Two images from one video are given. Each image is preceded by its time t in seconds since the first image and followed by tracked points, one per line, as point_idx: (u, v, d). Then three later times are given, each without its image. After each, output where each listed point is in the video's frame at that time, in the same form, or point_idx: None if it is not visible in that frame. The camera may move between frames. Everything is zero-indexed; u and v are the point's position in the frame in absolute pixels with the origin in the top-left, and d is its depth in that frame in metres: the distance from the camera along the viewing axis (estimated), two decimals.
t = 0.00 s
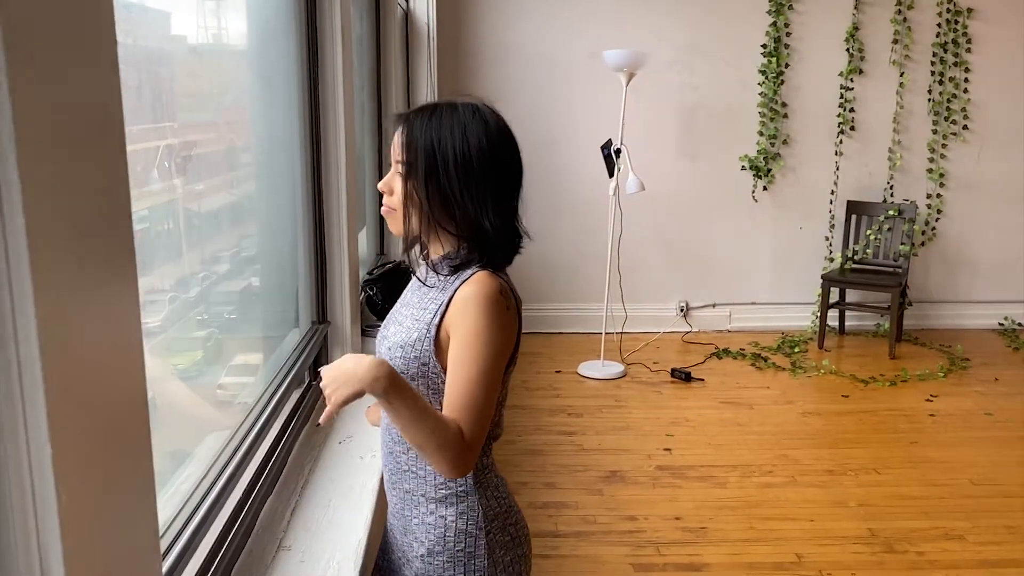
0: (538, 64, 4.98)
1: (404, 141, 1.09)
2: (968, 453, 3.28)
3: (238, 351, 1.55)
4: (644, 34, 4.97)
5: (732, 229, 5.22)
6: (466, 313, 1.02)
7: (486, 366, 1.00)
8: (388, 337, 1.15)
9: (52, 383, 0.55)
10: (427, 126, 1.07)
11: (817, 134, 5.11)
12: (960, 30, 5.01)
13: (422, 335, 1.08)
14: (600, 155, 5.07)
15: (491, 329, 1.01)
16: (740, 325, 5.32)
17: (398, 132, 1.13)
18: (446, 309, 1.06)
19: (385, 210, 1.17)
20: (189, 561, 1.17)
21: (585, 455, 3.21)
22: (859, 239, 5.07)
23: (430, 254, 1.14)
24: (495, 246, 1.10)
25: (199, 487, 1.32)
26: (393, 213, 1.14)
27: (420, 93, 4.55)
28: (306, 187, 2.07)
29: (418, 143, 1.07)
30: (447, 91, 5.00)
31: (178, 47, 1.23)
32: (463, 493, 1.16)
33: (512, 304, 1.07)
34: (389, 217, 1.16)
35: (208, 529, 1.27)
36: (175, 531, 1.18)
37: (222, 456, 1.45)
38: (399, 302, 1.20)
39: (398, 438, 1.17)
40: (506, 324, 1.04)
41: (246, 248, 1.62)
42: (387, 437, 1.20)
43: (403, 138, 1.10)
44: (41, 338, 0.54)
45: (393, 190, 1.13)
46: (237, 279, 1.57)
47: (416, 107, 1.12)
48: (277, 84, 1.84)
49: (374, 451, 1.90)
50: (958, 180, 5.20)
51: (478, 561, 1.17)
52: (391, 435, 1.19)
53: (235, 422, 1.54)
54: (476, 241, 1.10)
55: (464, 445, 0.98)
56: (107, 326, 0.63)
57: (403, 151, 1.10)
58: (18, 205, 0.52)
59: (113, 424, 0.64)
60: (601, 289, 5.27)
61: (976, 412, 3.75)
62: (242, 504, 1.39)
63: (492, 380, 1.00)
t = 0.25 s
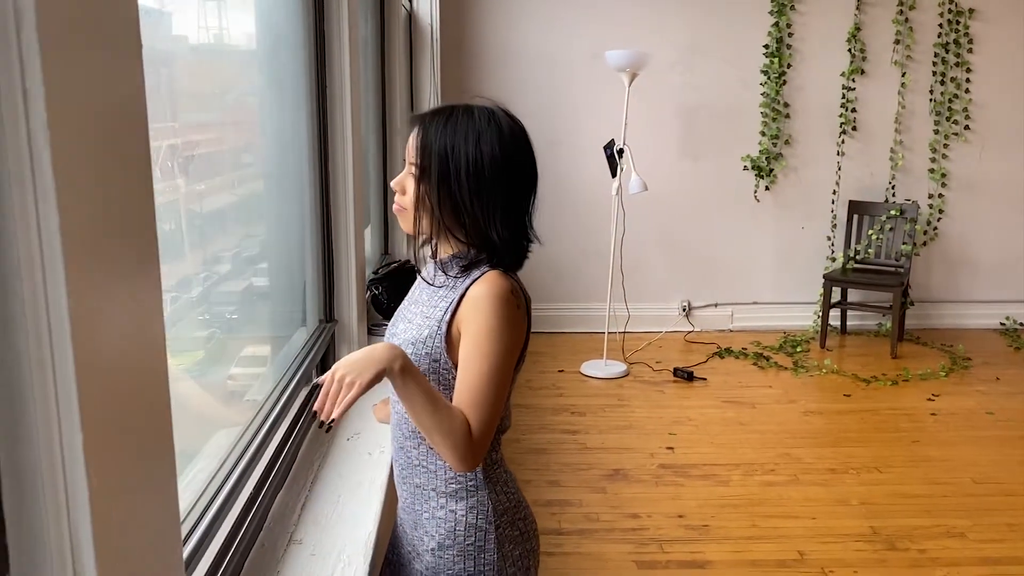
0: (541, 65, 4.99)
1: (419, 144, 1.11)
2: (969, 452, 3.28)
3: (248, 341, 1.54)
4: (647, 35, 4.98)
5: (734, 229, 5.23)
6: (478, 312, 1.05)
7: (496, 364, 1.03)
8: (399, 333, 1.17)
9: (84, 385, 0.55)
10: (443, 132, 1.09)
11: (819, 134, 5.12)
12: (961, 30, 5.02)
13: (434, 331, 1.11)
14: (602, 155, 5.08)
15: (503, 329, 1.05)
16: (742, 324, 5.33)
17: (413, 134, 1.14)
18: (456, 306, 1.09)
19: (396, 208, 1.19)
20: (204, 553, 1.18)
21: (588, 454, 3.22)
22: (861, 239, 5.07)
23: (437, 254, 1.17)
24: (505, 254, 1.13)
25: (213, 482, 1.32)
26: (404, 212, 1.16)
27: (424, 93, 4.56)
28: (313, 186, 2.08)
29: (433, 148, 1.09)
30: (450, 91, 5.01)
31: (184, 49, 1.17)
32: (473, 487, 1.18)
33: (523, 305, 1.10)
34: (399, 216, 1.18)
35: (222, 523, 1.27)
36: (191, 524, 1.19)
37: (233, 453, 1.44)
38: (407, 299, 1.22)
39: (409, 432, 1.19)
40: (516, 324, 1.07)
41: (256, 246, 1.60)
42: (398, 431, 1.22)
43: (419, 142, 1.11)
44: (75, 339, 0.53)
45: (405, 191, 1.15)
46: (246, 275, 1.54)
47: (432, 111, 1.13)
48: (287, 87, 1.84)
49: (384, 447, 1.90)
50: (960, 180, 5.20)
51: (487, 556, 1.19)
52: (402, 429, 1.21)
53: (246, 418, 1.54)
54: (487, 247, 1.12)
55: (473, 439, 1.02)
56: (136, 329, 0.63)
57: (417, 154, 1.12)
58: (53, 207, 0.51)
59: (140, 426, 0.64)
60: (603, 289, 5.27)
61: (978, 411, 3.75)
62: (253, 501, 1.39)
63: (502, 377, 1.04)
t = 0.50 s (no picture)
0: (545, 66, 5.00)
1: (439, 144, 1.12)
2: (972, 450, 3.29)
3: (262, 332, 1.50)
4: (650, 36, 4.99)
5: (738, 228, 5.23)
6: (495, 310, 1.08)
7: (513, 361, 1.06)
8: (413, 329, 1.20)
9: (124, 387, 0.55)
10: (462, 132, 1.10)
11: (823, 134, 5.13)
12: (965, 31, 5.02)
13: (450, 327, 1.14)
14: (606, 156, 5.09)
15: (519, 327, 1.07)
16: (746, 324, 5.33)
17: (431, 134, 1.15)
18: (474, 303, 1.12)
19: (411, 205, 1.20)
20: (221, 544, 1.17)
21: (593, 452, 3.23)
22: (864, 239, 5.08)
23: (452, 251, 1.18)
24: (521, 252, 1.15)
25: (230, 476, 1.31)
26: (420, 210, 1.17)
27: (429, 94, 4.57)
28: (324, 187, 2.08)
29: (453, 148, 1.10)
30: (455, 92, 5.03)
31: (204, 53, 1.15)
32: (489, 479, 1.20)
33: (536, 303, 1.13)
34: (414, 213, 1.19)
35: (239, 516, 1.27)
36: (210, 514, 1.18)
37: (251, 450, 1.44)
38: (418, 295, 1.24)
39: (424, 427, 1.21)
40: (531, 322, 1.10)
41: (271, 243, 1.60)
42: (411, 426, 1.24)
43: (438, 141, 1.12)
44: (115, 342, 0.53)
45: (422, 189, 1.16)
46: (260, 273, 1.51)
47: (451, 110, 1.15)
48: (299, 91, 1.85)
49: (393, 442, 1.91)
50: (963, 180, 5.20)
51: (504, 546, 1.22)
52: (416, 424, 1.22)
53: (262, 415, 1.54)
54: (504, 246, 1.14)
55: (489, 434, 1.04)
56: (172, 325, 0.63)
57: (436, 153, 1.13)
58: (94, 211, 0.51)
59: (175, 423, 0.64)
60: (607, 288, 5.28)
61: (981, 410, 3.76)
62: (269, 496, 1.38)
63: (518, 374, 1.06)
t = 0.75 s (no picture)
0: (550, 66, 5.01)
1: (452, 144, 1.14)
2: (975, 450, 3.29)
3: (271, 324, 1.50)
4: (654, 37, 5.00)
5: (742, 228, 5.24)
6: (509, 305, 1.10)
7: (528, 354, 1.08)
8: (424, 327, 1.21)
9: (153, 383, 0.56)
10: (476, 133, 1.12)
11: (826, 134, 5.13)
12: (968, 31, 5.02)
13: (464, 324, 1.15)
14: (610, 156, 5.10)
15: (533, 321, 1.10)
16: (749, 323, 5.34)
17: (443, 133, 1.16)
18: (488, 299, 1.13)
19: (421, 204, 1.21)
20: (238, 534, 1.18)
21: (597, 451, 3.24)
22: (867, 239, 5.08)
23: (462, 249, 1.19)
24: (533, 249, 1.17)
25: (245, 470, 1.31)
26: (431, 209, 1.18)
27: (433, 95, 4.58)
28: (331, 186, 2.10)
29: (466, 149, 1.12)
30: (459, 92, 5.04)
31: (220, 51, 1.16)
32: (502, 473, 1.23)
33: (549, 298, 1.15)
34: (425, 211, 1.20)
35: (253, 507, 1.27)
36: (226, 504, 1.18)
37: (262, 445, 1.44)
38: (426, 293, 1.26)
39: (437, 423, 1.24)
40: (544, 317, 1.12)
41: (280, 242, 1.61)
42: (423, 421, 1.27)
43: (451, 142, 1.14)
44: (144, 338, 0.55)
45: (434, 188, 1.17)
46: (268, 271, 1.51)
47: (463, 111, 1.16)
48: (310, 92, 1.86)
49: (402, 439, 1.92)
50: (966, 180, 5.20)
51: (517, 538, 1.25)
52: (429, 420, 1.25)
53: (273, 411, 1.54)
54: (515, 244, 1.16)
55: (505, 426, 1.06)
56: (195, 321, 0.64)
57: (449, 153, 1.14)
58: (125, 211, 0.52)
59: (198, 415, 0.66)
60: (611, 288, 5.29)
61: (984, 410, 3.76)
62: (280, 492, 1.39)
63: (532, 367, 1.08)
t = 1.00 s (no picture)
0: (557, 67, 5.02)
1: (462, 145, 1.15)
2: (979, 449, 3.29)
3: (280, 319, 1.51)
4: (660, 38, 5.01)
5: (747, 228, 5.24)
6: (524, 305, 1.11)
7: (541, 354, 1.09)
8: (435, 325, 1.21)
9: (179, 376, 0.57)
10: (487, 133, 1.13)
11: (831, 135, 5.13)
12: (973, 32, 5.01)
13: (478, 321, 1.16)
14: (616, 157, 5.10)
15: (547, 321, 1.11)
16: (755, 323, 5.34)
17: (453, 135, 1.17)
18: (501, 296, 1.15)
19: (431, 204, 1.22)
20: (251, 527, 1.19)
21: (603, 450, 3.25)
22: (873, 240, 5.08)
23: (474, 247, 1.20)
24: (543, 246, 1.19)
25: (258, 464, 1.32)
26: (442, 209, 1.19)
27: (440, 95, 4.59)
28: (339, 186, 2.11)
29: (477, 149, 1.13)
30: (465, 93, 5.05)
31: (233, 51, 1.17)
32: (514, 466, 1.25)
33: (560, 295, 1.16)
34: (435, 211, 1.21)
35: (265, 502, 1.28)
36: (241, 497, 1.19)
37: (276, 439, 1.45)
38: (435, 293, 1.27)
39: (449, 417, 1.25)
40: (557, 316, 1.13)
41: (289, 242, 1.62)
42: (435, 416, 1.28)
43: (462, 142, 1.15)
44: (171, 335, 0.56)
45: (445, 189, 1.18)
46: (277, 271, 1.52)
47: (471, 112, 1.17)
48: (321, 93, 1.88)
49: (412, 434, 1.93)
50: (971, 181, 5.20)
51: (530, 529, 1.28)
52: (441, 415, 1.27)
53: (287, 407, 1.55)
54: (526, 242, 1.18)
55: (519, 425, 1.07)
56: (220, 317, 0.66)
57: (460, 154, 1.15)
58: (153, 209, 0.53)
59: (221, 409, 0.67)
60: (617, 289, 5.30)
61: (989, 410, 3.76)
62: (288, 491, 1.39)
63: (545, 366, 1.10)
